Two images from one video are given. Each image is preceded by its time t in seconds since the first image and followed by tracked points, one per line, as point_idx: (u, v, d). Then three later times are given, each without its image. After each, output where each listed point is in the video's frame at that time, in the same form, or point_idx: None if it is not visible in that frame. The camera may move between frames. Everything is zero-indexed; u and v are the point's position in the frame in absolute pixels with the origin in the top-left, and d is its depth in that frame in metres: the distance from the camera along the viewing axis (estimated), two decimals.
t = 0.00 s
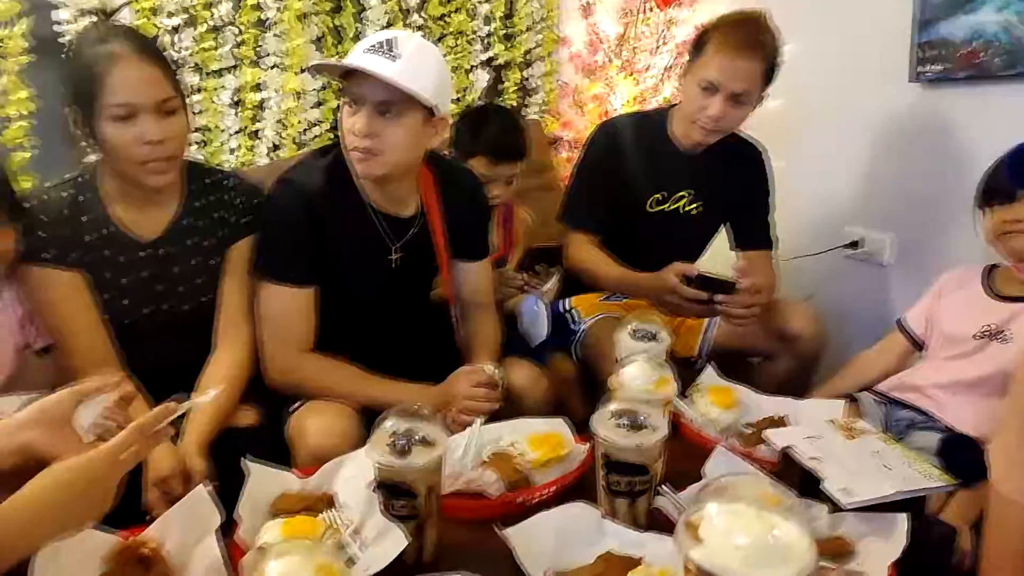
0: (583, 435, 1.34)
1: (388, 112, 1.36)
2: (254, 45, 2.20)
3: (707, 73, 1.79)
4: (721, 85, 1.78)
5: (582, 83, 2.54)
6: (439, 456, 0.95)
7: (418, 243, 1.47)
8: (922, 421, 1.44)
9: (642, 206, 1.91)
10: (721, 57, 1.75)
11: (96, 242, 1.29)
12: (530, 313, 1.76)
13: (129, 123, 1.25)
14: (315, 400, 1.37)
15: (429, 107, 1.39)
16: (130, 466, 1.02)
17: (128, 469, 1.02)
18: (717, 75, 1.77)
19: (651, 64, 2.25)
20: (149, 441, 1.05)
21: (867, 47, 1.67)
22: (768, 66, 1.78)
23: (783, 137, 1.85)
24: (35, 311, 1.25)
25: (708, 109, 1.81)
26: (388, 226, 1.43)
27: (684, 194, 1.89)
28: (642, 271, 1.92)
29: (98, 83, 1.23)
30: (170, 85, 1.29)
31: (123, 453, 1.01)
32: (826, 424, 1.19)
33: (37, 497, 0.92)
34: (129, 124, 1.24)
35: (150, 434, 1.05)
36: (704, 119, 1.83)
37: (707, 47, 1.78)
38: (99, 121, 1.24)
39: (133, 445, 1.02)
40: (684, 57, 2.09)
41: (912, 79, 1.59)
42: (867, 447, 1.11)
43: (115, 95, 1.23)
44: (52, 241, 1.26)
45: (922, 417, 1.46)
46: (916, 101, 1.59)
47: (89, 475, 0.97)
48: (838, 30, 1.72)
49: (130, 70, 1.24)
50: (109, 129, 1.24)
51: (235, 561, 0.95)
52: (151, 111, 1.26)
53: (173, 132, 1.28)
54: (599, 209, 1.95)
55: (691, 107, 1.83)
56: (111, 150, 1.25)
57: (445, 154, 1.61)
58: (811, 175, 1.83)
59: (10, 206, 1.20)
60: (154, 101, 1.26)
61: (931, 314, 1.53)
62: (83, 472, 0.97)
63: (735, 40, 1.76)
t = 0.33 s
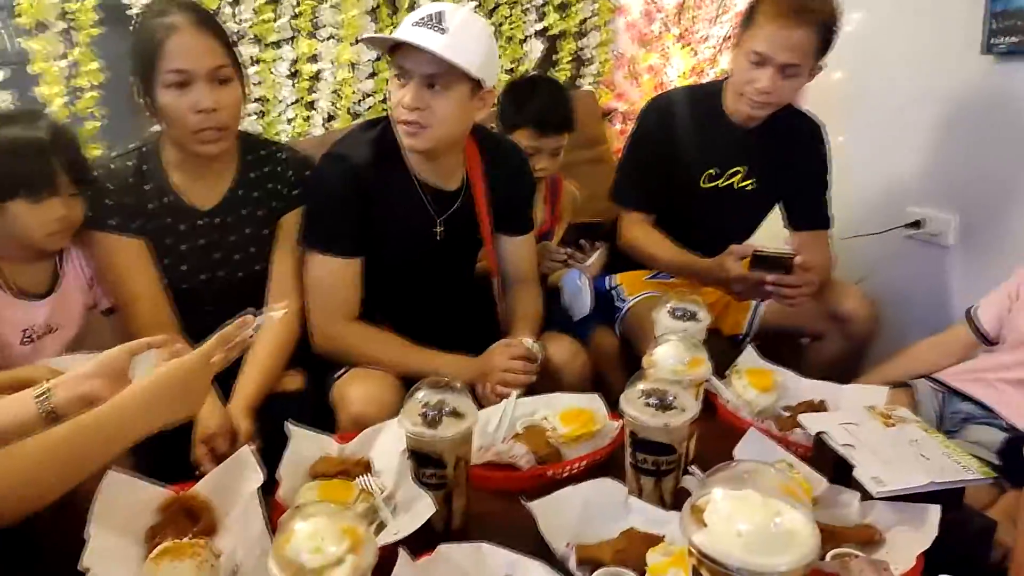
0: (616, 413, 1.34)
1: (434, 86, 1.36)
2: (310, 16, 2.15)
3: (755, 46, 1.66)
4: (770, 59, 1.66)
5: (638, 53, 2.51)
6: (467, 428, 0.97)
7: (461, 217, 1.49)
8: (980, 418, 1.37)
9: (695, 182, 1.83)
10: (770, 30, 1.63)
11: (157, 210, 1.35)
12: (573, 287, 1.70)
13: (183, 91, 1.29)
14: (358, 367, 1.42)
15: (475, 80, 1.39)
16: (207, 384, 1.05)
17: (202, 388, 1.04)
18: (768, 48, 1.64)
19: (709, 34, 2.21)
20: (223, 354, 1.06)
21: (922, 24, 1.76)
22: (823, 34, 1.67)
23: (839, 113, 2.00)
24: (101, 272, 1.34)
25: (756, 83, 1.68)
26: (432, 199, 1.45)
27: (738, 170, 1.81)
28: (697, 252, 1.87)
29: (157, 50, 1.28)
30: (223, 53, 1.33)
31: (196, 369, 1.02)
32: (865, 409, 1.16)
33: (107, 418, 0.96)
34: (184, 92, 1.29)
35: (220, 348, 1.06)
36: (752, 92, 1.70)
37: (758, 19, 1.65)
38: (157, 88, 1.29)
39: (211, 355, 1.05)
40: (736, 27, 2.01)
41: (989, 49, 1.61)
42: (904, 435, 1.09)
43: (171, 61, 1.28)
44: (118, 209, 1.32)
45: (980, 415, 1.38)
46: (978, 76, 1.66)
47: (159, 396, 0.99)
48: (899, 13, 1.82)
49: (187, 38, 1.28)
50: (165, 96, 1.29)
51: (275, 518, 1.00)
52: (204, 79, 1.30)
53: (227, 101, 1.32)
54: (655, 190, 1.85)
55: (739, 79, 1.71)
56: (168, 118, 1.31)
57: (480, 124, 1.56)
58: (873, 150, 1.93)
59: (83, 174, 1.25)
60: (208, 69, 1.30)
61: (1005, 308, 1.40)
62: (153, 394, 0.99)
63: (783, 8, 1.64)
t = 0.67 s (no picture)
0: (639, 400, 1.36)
1: (469, 76, 1.38)
2: None
3: (805, 39, 1.60)
4: (824, 53, 1.60)
5: (684, 33, 2.45)
6: (487, 413, 1.00)
7: (496, 202, 1.51)
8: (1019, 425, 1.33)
9: (736, 170, 1.81)
10: (821, 23, 1.56)
11: (206, 194, 1.41)
12: (608, 273, 1.71)
13: (233, 80, 1.34)
14: (391, 347, 1.46)
15: (509, 70, 1.41)
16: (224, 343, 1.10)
17: (220, 347, 1.09)
18: (819, 43, 1.58)
19: (757, 16, 2.12)
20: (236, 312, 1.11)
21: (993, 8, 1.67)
22: (877, 25, 1.61)
23: (892, 98, 1.84)
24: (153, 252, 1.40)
25: (809, 77, 1.64)
26: (468, 185, 1.48)
27: (780, 158, 1.78)
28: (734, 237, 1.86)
29: (209, 40, 1.32)
30: (272, 43, 1.37)
31: (214, 329, 1.08)
32: (889, 407, 1.16)
33: (130, 384, 1.00)
34: (234, 82, 1.34)
35: (234, 307, 1.11)
36: (805, 86, 1.66)
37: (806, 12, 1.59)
38: (209, 76, 1.34)
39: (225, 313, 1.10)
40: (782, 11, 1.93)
41: None
42: (927, 435, 1.08)
43: (223, 52, 1.32)
44: (169, 194, 1.37)
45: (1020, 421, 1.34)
46: None
47: (182, 357, 1.05)
48: None
49: (238, 28, 1.32)
50: (216, 85, 1.34)
51: (304, 491, 1.06)
52: (253, 69, 1.35)
53: (274, 89, 1.37)
54: (695, 177, 1.83)
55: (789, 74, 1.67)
56: (218, 106, 1.36)
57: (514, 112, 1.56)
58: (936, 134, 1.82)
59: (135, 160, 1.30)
60: (257, 59, 1.34)
61: None
62: (176, 356, 1.04)
63: None
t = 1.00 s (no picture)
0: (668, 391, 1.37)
1: (525, 66, 1.40)
2: None
3: (847, 35, 1.58)
4: (867, 48, 1.58)
5: (731, 25, 2.40)
6: (512, 401, 1.03)
7: (533, 193, 1.54)
8: None
9: (777, 165, 1.79)
10: (864, 18, 1.54)
11: (252, 182, 1.47)
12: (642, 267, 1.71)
13: (279, 74, 1.39)
14: (426, 334, 1.51)
15: (556, 58, 1.42)
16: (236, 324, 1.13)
17: (232, 327, 1.12)
18: (862, 39, 1.56)
19: (807, 7, 2.06)
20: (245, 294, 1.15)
21: None
22: (923, 19, 1.58)
23: (942, 92, 1.78)
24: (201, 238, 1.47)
25: (853, 73, 1.62)
26: (505, 176, 1.51)
27: (822, 154, 1.76)
28: (776, 233, 1.84)
29: (256, 36, 1.37)
30: (316, 39, 1.42)
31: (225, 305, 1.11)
32: (919, 409, 1.15)
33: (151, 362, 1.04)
34: (280, 76, 1.39)
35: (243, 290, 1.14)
36: (849, 83, 1.64)
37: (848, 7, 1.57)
38: (256, 71, 1.39)
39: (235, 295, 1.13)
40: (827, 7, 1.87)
41: None
42: (955, 439, 1.08)
43: (269, 48, 1.37)
44: (217, 181, 1.44)
45: None
46: None
47: (196, 339, 1.07)
48: None
49: (284, 25, 1.37)
50: (263, 80, 1.39)
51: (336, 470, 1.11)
52: (298, 64, 1.40)
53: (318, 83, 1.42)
54: (734, 171, 1.82)
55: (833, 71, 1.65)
56: (264, 99, 1.42)
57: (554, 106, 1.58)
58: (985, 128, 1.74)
59: (184, 147, 1.37)
60: (301, 55, 1.39)
61: None
62: (190, 338, 1.07)
63: None
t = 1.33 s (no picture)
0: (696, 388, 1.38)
1: (586, 56, 1.40)
2: None
3: (893, 29, 1.57)
4: (912, 41, 1.57)
5: (780, 17, 2.35)
6: (535, 392, 1.05)
7: (568, 185, 1.56)
8: None
9: (818, 161, 1.77)
10: (909, 11, 1.52)
11: (295, 170, 1.51)
12: (675, 260, 1.72)
13: (320, 67, 1.44)
14: (457, 323, 1.54)
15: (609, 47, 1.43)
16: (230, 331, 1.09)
17: (227, 335, 1.08)
18: (908, 32, 1.55)
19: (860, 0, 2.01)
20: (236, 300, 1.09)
21: None
22: (970, 13, 1.54)
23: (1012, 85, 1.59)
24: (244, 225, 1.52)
25: (896, 66, 1.61)
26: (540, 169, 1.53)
27: (864, 150, 1.73)
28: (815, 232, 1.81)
29: (298, 30, 1.42)
30: (357, 34, 1.46)
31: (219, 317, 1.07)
32: (946, 414, 1.14)
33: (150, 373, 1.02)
34: (320, 68, 1.44)
35: (233, 298, 1.09)
36: (891, 78, 1.63)
37: None
38: (297, 64, 1.44)
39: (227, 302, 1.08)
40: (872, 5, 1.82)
41: None
42: (981, 447, 1.07)
43: (310, 42, 1.42)
44: (262, 168, 1.48)
45: None
46: None
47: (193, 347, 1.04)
48: None
49: (325, 20, 1.41)
50: (304, 72, 1.44)
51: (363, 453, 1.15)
52: (337, 58, 1.45)
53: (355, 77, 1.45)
54: (775, 167, 1.81)
55: (878, 64, 1.63)
56: (304, 91, 1.46)
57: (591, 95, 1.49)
58: None
59: (230, 135, 1.41)
60: (341, 49, 1.44)
61: None
62: (187, 351, 1.04)
63: None
